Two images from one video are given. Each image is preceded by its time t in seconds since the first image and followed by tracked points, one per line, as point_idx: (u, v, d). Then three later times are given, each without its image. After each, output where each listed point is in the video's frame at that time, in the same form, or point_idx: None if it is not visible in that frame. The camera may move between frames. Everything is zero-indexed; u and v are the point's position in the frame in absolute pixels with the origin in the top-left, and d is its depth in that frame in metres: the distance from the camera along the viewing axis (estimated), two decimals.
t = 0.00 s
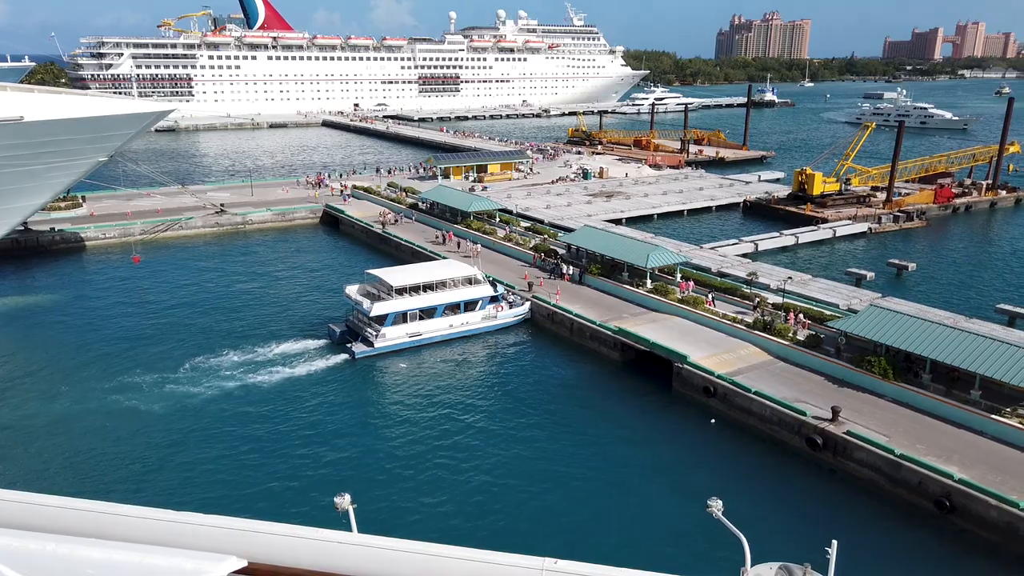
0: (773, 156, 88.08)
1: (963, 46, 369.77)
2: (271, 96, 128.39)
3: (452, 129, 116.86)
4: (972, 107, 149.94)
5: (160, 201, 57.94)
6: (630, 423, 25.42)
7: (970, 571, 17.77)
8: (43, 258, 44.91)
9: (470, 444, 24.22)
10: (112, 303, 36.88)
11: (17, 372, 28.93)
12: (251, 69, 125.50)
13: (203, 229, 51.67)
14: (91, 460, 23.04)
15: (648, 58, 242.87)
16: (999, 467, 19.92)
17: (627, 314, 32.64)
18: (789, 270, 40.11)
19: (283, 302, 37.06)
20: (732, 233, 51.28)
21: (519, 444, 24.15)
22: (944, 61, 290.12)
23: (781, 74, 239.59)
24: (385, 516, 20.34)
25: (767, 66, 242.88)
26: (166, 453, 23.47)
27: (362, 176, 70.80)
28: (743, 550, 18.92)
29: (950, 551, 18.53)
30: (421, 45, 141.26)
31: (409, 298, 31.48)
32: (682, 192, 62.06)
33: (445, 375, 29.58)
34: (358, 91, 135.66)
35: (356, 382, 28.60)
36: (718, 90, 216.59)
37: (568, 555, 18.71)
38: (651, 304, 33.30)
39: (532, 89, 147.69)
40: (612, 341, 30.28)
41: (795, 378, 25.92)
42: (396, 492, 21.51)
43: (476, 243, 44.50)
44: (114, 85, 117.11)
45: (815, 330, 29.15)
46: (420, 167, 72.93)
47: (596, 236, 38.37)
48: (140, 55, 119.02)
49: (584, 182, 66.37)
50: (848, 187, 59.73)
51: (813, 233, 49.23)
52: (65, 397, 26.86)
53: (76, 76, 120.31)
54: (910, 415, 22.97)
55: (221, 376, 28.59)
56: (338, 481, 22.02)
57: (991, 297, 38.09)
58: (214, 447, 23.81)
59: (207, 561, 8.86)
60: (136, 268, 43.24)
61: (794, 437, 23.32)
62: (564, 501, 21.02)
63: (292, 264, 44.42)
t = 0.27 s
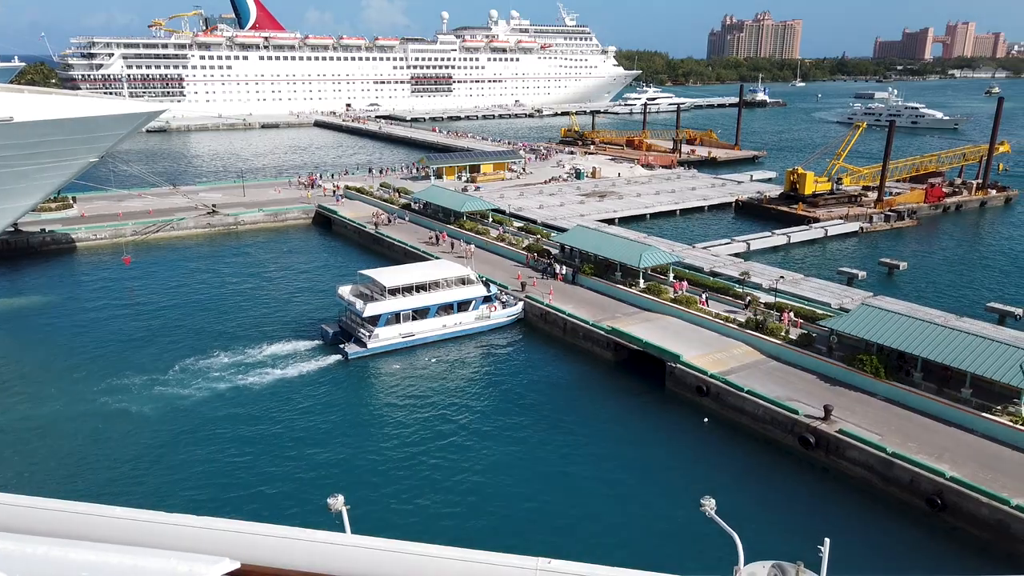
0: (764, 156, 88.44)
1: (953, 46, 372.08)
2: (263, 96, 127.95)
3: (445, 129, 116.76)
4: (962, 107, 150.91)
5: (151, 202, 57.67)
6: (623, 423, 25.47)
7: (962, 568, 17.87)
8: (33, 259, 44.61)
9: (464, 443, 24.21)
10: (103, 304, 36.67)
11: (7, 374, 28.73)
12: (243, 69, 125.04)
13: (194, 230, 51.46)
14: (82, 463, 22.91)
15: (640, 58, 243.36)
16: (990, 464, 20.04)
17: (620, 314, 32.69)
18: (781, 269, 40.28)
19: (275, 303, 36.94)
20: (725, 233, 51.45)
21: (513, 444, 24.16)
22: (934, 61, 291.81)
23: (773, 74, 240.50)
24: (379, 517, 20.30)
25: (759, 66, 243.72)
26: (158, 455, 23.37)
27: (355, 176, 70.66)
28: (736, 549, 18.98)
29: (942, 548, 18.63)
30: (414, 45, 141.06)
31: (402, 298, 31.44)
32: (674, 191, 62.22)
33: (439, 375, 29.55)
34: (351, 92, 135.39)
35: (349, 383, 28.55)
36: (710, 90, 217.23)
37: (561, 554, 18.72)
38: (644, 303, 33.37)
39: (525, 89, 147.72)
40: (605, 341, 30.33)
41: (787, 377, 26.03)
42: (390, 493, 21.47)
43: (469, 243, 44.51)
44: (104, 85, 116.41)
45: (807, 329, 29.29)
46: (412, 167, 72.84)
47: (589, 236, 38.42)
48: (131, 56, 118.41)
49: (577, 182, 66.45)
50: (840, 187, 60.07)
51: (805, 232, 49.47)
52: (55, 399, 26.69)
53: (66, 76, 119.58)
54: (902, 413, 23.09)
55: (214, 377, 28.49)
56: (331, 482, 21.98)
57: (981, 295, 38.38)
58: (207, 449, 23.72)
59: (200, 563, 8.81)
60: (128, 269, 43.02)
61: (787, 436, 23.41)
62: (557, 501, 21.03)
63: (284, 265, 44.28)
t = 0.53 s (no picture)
0: (757, 155, 88.77)
1: (943, 46, 374.35)
2: (255, 96, 127.48)
3: (437, 129, 116.64)
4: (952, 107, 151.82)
5: (143, 202, 57.36)
6: (616, 421, 25.53)
7: (953, 565, 17.98)
8: (23, 261, 44.30)
9: (457, 444, 24.19)
10: (93, 305, 36.43)
11: None
12: (234, 69, 124.56)
13: (186, 230, 51.23)
14: (73, 465, 22.76)
15: (632, 58, 243.91)
16: (981, 462, 20.16)
17: (613, 313, 32.73)
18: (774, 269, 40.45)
19: (267, 304, 36.83)
20: (717, 233, 51.63)
21: (505, 444, 24.14)
22: (924, 61, 293.53)
23: (764, 74, 241.34)
24: (373, 517, 20.25)
25: (751, 66, 244.57)
26: (149, 456, 23.24)
27: (347, 177, 70.49)
28: (730, 548, 19.01)
29: (934, 546, 18.73)
30: (406, 45, 140.83)
31: (395, 298, 31.37)
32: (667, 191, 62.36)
33: (432, 375, 29.52)
34: (343, 92, 135.09)
35: (342, 384, 28.47)
36: (702, 90, 217.83)
37: (553, 553, 18.73)
38: (637, 302, 33.43)
39: (517, 90, 147.75)
40: (598, 340, 30.36)
41: (779, 375, 26.12)
42: (383, 493, 21.42)
43: (462, 243, 44.46)
44: (95, 85, 115.70)
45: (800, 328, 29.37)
46: (405, 167, 72.73)
47: (582, 235, 38.43)
48: (121, 56, 117.75)
49: (570, 182, 66.50)
50: (832, 186, 60.34)
51: (797, 232, 49.68)
52: (46, 402, 26.50)
53: (56, 76, 118.81)
54: (893, 411, 23.22)
55: (206, 378, 28.38)
56: (324, 482, 21.92)
57: (971, 294, 38.64)
58: (198, 450, 23.60)
59: (193, 565, 8.75)
60: (119, 270, 42.80)
61: (779, 434, 23.51)
62: (549, 501, 21.03)
63: (277, 266, 44.13)
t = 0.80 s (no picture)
0: (749, 155, 89.05)
1: (933, 46, 376.59)
2: (247, 96, 127.00)
3: (430, 129, 116.51)
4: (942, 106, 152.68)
5: (134, 203, 57.05)
6: (610, 421, 25.54)
7: (945, 562, 18.09)
8: (14, 262, 44.01)
9: (450, 444, 24.16)
10: (84, 307, 36.22)
11: None
12: (226, 69, 124.05)
13: (178, 231, 50.98)
14: (64, 467, 22.63)
15: (625, 58, 244.25)
16: (973, 460, 20.28)
17: (606, 313, 32.76)
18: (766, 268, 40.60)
19: (260, 304, 36.69)
20: (709, 232, 51.79)
21: (499, 444, 24.13)
22: (915, 61, 295.05)
23: (756, 73, 242.16)
24: (366, 518, 20.19)
25: (743, 66, 245.32)
26: (142, 458, 23.13)
27: (340, 177, 70.31)
28: (723, 547, 19.05)
29: (926, 543, 18.83)
30: (398, 45, 140.63)
31: (388, 299, 31.32)
32: (660, 191, 62.49)
33: (425, 376, 29.48)
34: (335, 92, 134.75)
35: (335, 385, 28.41)
36: (694, 90, 218.40)
37: (547, 553, 18.75)
38: (630, 302, 33.50)
39: (510, 90, 147.73)
40: (592, 340, 30.39)
41: (772, 374, 26.21)
42: (377, 494, 21.39)
43: (455, 243, 44.44)
44: (86, 86, 115.04)
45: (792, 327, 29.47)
46: (398, 167, 72.64)
47: (575, 235, 38.47)
48: (112, 56, 117.06)
49: (562, 182, 66.56)
50: (823, 186, 60.63)
51: (789, 231, 49.87)
52: (37, 403, 26.34)
53: (46, 76, 118.00)
54: (884, 410, 23.34)
55: (198, 379, 28.26)
56: (318, 483, 21.87)
57: (962, 293, 38.89)
58: (191, 451, 23.51)
59: (187, 567, 8.71)
60: (111, 271, 42.57)
61: (771, 433, 23.59)
62: (543, 500, 21.04)
63: (269, 266, 43.99)
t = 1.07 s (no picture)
0: (741, 155, 89.34)
1: (923, 47, 378.98)
2: (238, 96, 126.48)
3: (423, 129, 116.36)
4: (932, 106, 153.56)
5: (125, 204, 56.72)
6: (603, 421, 25.55)
7: (936, 559, 18.20)
8: (4, 263, 43.69)
9: (444, 444, 24.16)
10: (75, 308, 35.99)
11: None
12: (217, 69, 123.49)
13: (170, 232, 50.75)
14: (56, 469, 22.48)
15: (617, 58, 244.63)
16: (964, 457, 20.42)
17: (600, 313, 32.79)
18: (759, 267, 40.73)
19: (252, 305, 36.55)
20: (702, 232, 51.91)
21: (492, 444, 24.12)
22: (905, 61, 296.60)
23: (748, 73, 242.98)
24: (361, 519, 20.15)
25: (734, 66, 246.08)
26: (134, 460, 23.00)
27: (332, 177, 70.09)
28: (717, 546, 19.09)
29: (918, 541, 18.94)
30: (391, 45, 140.39)
31: (381, 299, 31.26)
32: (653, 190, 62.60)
33: (419, 376, 29.42)
34: (328, 92, 134.42)
35: (328, 385, 28.32)
36: (687, 90, 218.94)
37: (540, 553, 18.74)
38: (623, 302, 33.54)
39: (503, 90, 147.69)
40: (585, 340, 30.42)
41: (765, 373, 26.29)
42: (371, 494, 21.33)
43: (448, 243, 44.40)
44: (76, 86, 114.31)
45: (784, 326, 29.56)
46: (391, 167, 72.51)
47: (568, 235, 38.48)
48: (103, 56, 116.34)
49: (555, 181, 66.58)
50: (815, 185, 60.88)
51: (781, 231, 50.04)
52: (27, 406, 26.15)
53: (36, 76, 117.15)
54: (876, 408, 23.46)
55: (190, 381, 28.13)
56: (312, 484, 21.80)
57: (952, 292, 39.12)
58: (184, 453, 23.40)
59: (180, 569, 8.65)
60: (102, 272, 42.32)
61: (764, 432, 23.68)
62: (537, 500, 21.03)
63: (262, 267, 43.81)
